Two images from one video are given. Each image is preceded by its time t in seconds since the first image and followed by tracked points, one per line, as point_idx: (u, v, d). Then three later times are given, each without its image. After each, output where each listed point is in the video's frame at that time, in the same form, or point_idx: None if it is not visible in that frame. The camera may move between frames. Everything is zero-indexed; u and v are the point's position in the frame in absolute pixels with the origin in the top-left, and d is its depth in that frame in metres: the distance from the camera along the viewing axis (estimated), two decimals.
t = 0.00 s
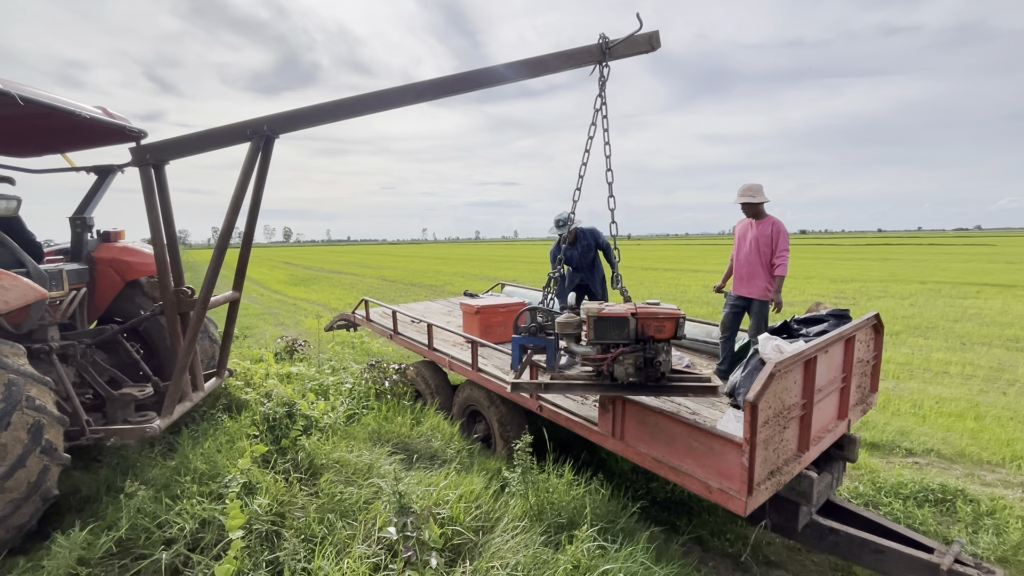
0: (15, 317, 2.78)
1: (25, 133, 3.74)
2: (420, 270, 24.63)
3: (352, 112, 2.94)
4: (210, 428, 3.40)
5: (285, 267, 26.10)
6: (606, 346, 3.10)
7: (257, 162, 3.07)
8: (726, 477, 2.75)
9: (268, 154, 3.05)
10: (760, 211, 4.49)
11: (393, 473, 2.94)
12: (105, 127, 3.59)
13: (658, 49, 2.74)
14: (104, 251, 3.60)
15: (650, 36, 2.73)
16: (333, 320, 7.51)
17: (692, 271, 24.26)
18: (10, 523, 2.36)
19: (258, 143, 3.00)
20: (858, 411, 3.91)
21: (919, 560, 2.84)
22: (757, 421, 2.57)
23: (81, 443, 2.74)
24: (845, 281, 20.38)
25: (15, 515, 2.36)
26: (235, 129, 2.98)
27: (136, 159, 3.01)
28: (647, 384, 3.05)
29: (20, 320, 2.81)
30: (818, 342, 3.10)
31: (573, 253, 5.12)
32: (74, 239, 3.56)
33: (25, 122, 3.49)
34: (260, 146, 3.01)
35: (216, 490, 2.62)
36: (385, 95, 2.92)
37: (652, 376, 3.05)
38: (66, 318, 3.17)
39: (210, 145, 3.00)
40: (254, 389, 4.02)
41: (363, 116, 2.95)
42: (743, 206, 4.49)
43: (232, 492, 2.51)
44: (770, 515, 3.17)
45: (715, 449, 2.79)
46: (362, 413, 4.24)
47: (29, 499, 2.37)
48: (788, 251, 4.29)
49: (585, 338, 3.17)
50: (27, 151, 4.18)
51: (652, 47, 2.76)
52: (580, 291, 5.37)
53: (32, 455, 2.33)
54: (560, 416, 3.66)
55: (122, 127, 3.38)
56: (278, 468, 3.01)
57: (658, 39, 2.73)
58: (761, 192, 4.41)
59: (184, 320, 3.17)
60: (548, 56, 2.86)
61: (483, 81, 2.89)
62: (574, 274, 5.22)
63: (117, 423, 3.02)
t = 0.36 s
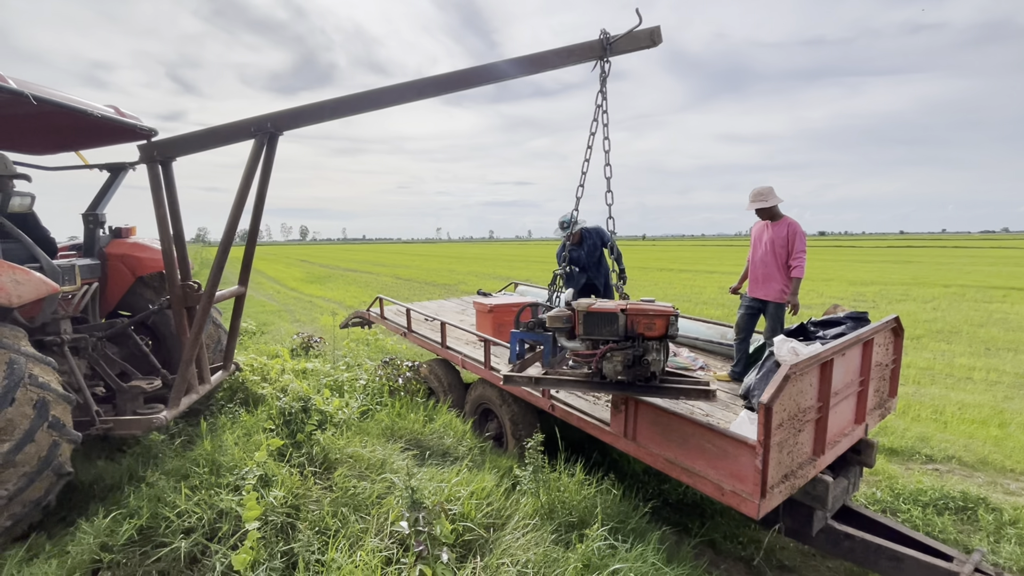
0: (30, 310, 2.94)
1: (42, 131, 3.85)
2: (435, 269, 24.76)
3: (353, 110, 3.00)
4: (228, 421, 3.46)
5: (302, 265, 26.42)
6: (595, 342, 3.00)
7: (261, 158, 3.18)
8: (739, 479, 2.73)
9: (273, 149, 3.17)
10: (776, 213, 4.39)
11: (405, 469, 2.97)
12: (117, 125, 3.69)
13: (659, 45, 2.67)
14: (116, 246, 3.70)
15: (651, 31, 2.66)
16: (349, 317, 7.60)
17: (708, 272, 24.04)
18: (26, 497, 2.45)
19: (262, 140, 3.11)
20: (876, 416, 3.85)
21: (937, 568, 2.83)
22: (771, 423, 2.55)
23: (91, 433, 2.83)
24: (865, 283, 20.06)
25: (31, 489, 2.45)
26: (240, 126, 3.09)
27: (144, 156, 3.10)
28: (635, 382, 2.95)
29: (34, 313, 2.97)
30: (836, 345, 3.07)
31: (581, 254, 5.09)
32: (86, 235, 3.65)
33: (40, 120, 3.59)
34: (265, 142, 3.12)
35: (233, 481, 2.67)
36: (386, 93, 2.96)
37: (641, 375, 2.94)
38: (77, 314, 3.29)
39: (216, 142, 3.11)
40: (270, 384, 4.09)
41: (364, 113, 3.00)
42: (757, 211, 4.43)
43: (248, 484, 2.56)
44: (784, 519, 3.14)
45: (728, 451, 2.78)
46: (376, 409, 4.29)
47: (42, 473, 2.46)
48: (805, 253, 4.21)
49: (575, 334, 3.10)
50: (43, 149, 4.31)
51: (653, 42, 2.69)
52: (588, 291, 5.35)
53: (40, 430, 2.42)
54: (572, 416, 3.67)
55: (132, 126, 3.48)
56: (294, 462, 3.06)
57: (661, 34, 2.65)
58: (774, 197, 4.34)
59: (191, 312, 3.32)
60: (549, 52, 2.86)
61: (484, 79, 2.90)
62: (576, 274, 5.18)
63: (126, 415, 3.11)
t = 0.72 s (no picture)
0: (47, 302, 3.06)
1: (62, 128, 4.00)
2: (451, 267, 24.90)
3: (355, 108, 3.09)
4: (249, 412, 3.58)
5: (320, 263, 26.78)
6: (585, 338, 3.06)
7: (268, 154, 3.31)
8: (750, 477, 2.75)
9: (278, 146, 3.29)
10: (785, 212, 4.40)
11: (419, 460, 3.04)
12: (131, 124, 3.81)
13: (662, 41, 2.67)
14: (130, 241, 3.83)
15: (654, 27, 2.67)
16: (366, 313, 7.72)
17: (726, 272, 23.81)
18: (45, 465, 2.56)
19: (267, 137, 3.23)
20: (892, 417, 3.82)
21: (952, 571, 2.81)
22: (782, 421, 2.56)
23: (104, 419, 2.98)
24: (888, 284, 19.69)
25: (49, 457, 2.55)
26: (246, 124, 3.21)
27: (154, 154, 3.28)
28: (620, 381, 2.96)
29: (52, 305, 3.08)
30: (851, 344, 3.06)
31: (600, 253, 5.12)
32: (102, 230, 3.79)
33: (59, 117, 3.73)
34: (269, 139, 3.24)
35: (253, 468, 2.77)
36: (388, 92, 3.04)
37: (627, 375, 2.93)
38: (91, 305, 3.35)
39: (221, 140, 3.27)
40: (289, 376, 4.21)
41: (367, 111, 3.09)
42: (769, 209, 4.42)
43: (267, 471, 2.65)
44: (796, 518, 3.15)
45: (739, 449, 2.80)
46: (391, 403, 4.37)
47: (59, 441, 2.57)
48: (815, 250, 4.21)
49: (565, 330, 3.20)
50: (62, 146, 4.47)
51: (655, 38, 2.70)
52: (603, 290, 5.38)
53: (51, 400, 2.53)
54: (584, 412, 3.72)
55: (145, 125, 3.63)
56: (311, 451, 3.15)
57: (663, 31, 2.66)
58: (786, 196, 4.27)
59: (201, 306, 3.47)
60: (553, 50, 2.88)
61: (483, 77, 2.96)
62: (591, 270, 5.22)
63: (140, 403, 3.28)
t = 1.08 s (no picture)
0: (61, 294, 3.21)
1: (75, 126, 4.13)
2: (465, 263, 25.03)
3: (353, 105, 3.23)
4: (265, 401, 3.69)
5: (336, 259, 27.10)
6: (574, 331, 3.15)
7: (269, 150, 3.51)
8: (756, 471, 2.78)
9: (279, 142, 3.48)
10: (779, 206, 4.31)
11: (428, 449, 3.12)
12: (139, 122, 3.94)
13: (655, 36, 2.73)
14: (140, 235, 3.99)
15: (648, 23, 2.72)
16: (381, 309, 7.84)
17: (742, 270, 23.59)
18: (58, 434, 2.70)
19: (268, 134, 3.41)
20: (905, 415, 3.81)
21: (963, 570, 2.79)
22: (788, 416, 2.59)
23: (114, 406, 3.13)
24: (910, 284, 19.35)
25: (60, 427, 2.70)
26: (249, 121, 3.41)
27: (162, 151, 3.53)
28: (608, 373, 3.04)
29: (65, 297, 3.23)
30: (861, 341, 3.06)
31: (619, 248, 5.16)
32: (114, 224, 3.97)
33: (71, 116, 3.87)
34: (271, 135, 3.43)
35: (268, 454, 2.87)
36: (386, 88, 3.15)
37: (613, 368, 3.01)
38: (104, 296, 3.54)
39: (224, 135, 3.46)
40: (303, 368, 4.32)
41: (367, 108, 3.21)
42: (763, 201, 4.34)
43: (281, 457, 2.75)
44: (804, 515, 3.16)
45: (745, 444, 2.82)
46: (403, 395, 4.46)
47: (68, 411, 2.72)
48: (807, 246, 4.14)
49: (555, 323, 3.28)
50: (74, 143, 4.62)
51: (650, 34, 2.75)
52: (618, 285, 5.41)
53: (55, 371, 2.69)
54: (592, 406, 3.77)
55: (154, 122, 3.78)
56: (324, 439, 3.24)
57: (656, 26, 2.71)
58: (780, 187, 4.21)
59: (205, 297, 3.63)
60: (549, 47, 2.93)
61: (489, 71, 3.02)
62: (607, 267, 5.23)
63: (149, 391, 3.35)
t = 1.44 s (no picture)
0: (75, 286, 3.34)
1: (90, 125, 4.28)
2: (480, 258, 25.13)
3: (351, 102, 3.33)
4: (281, 390, 3.81)
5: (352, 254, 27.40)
6: (569, 322, 3.22)
7: (272, 145, 3.64)
8: (764, 464, 2.80)
9: (281, 138, 3.61)
10: (775, 198, 4.22)
11: (439, 438, 3.19)
12: (149, 120, 4.08)
13: (652, 29, 2.72)
14: (150, 229, 4.12)
15: (644, 17, 2.74)
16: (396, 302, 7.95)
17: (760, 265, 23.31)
18: (70, 406, 2.84)
19: (271, 130, 3.54)
20: (920, 411, 3.78)
21: (976, 567, 2.77)
22: (796, 409, 2.60)
23: (126, 393, 3.28)
24: (934, 280, 18.96)
25: (71, 398, 2.84)
26: (252, 118, 3.53)
27: (167, 149, 3.65)
28: (598, 365, 3.11)
29: (79, 289, 3.38)
30: (873, 334, 3.05)
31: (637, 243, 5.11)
32: (126, 219, 4.13)
33: (83, 115, 4.01)
34: (273, 132, 3.55)
35: (284, 440, 2.97)
36: (382, 84, 3.24)
37: (605, 359, 3.09)
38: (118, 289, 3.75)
39: (229, 132, 3.58)
40: (319, 359, 4.44)
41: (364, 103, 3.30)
42: (758, 191, 4.23)
43: (296, 443, 2.85)
44: (813, 509, 3.16)
45: (753, 436, 2.84)
46: (416, 386, 4.55)
47: (76, 383, 2.85)
48: (803, 238, 4.08)
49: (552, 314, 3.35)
50: (88, 140, 4.77)
51: (646, 27, 2.77)
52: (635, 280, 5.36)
53: (59, 346, 2.83)
54: (601, 398, 3.81)
55: (164, 119, 3.95)
56: (339, 426, 3.34)
57: (653, 19, 2.71)
58: (779, 178, 4.11)
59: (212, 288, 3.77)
60: (540, 42, 3.00)
61: (487, 66, 3.09)
62: (625, 261, 5.21)
63: (158, 380, 3.52)
